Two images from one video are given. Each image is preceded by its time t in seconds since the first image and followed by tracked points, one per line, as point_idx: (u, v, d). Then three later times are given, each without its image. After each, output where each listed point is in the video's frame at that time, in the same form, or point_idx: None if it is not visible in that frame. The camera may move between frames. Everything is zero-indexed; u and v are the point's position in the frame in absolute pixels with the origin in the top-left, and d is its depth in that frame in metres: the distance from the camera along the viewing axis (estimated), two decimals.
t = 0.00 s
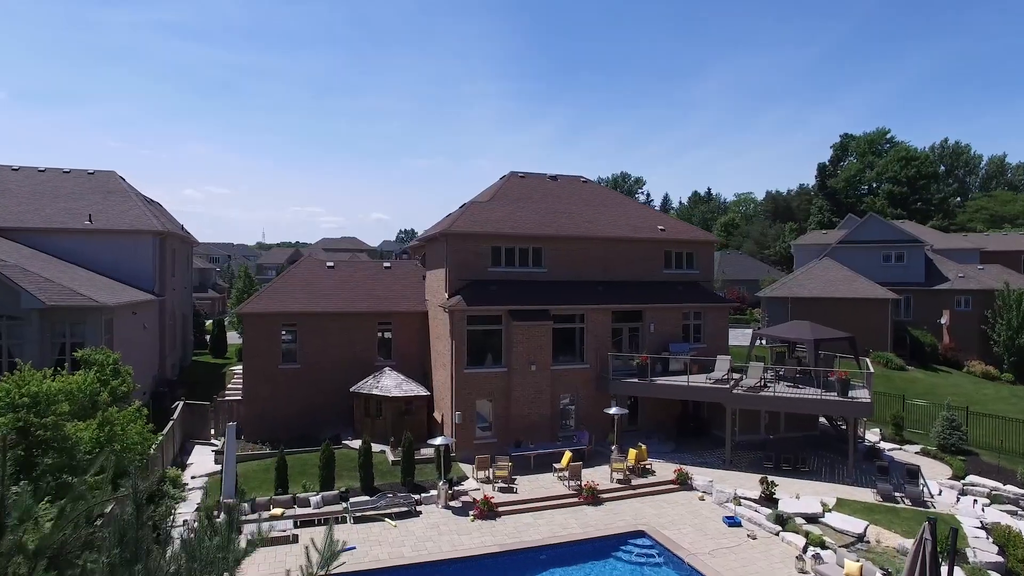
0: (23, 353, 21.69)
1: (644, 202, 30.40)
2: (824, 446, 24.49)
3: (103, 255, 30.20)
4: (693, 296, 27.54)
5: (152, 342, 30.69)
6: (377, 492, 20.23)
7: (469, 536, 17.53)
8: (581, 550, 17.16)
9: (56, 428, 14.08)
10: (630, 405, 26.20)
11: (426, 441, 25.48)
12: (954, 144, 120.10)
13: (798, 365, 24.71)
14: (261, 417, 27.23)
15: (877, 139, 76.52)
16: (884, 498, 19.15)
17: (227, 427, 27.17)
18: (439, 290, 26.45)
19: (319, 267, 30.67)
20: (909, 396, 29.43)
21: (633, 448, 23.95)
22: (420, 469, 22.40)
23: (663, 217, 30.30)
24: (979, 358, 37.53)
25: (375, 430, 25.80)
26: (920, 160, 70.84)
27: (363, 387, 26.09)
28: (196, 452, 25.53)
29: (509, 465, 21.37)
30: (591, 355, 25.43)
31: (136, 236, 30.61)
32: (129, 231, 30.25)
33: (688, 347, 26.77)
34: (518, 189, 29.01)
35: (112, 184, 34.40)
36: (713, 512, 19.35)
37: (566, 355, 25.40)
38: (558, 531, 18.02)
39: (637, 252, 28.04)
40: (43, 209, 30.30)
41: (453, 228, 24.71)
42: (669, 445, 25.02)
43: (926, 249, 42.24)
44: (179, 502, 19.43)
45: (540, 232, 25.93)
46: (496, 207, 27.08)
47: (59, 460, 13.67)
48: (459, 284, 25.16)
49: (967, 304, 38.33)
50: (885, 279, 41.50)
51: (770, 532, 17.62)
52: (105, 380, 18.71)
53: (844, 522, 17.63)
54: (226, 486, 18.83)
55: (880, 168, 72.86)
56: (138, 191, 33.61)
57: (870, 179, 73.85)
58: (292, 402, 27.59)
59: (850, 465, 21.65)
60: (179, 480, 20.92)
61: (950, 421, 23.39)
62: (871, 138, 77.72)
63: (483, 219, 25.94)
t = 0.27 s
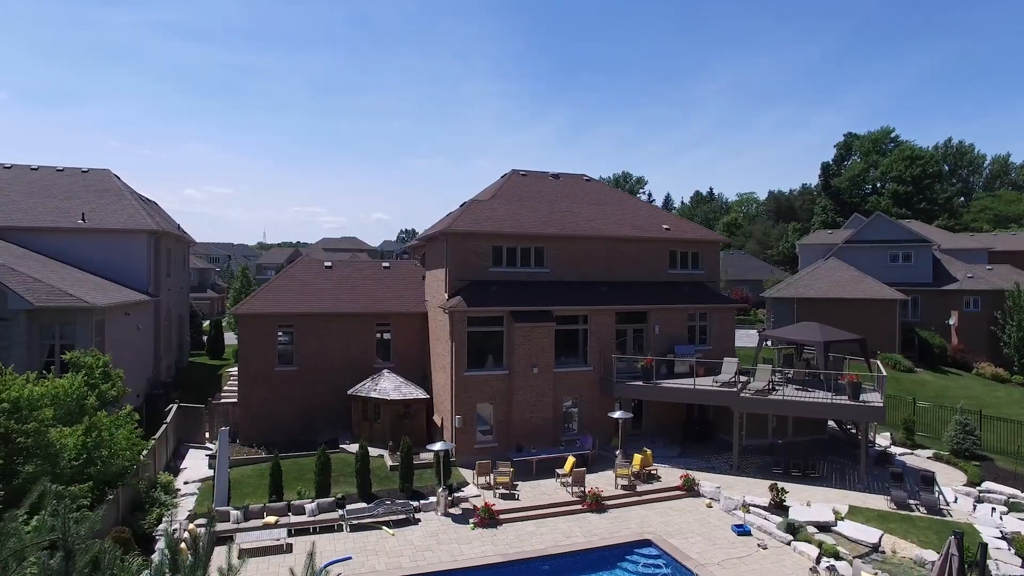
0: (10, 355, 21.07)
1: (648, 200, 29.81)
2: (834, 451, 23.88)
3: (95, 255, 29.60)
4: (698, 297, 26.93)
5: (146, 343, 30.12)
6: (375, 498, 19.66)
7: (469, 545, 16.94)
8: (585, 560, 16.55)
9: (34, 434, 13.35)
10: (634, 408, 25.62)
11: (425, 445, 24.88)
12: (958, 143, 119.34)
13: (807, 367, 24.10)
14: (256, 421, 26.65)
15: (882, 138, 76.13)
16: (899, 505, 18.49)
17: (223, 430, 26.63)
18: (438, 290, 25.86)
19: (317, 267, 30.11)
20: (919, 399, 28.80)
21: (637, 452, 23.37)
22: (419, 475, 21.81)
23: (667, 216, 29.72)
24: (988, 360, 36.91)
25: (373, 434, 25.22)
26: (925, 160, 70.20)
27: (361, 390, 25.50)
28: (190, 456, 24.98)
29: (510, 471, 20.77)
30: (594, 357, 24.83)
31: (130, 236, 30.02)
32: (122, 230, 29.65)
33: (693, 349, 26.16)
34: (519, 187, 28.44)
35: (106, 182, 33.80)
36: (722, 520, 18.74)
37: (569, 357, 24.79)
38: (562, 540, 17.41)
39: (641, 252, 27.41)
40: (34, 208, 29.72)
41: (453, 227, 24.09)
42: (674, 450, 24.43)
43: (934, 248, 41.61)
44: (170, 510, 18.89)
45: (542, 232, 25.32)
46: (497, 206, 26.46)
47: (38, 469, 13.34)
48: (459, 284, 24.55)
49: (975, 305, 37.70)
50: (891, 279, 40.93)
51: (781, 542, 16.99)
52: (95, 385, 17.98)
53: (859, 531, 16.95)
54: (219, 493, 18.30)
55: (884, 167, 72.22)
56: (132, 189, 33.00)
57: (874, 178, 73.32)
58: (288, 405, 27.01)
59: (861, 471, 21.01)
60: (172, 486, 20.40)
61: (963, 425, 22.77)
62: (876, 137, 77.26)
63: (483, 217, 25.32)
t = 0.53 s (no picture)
0: None
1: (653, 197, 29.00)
2: (846, 455, 23.06)
3: (84, 252, 28.82)
4: (706, 296, 26.11)
5: (138, 343, 29.33)
6: (371, 505, 18.84)
7: (469, 555, 16.12)
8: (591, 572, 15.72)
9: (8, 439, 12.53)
10: (640, 410, 24.79)
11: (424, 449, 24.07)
12: (962, 143, 118.31)
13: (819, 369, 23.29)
14: (250, 423, 25.85)
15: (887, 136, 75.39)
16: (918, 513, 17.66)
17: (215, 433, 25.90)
18: (437, 289, 25.05)
19: (312, 265, 29.33)
20: (933, 401, 27.94)
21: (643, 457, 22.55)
22: (417, 480, 21.00)
23: (673, 212, 28.92)
24: (1000, 361, 36.03)
25: (369, 437, 24.40)
26: (931, 158, 69.24)
27: (357, 392, 24.69)
28: (180, 460, 24.19)
29: (512, 477, 19.96)
30: (599, 358, 24.01)
31: (121, 232, 29.26)
32: (112, 227, 28.87)
33: (701, 350, 25.34)
34: (521, 183, 27.64)
35: (97, 177, 32.98)
36: (733, 529, 17.91)
37: (573, 357, 23.96)
38: (566, 550, 16.59)
39: (646, 250, 26.60)
40: (22, 204, 28.91)
41: (452, 223, 23.26)
42: (682, 454, 23.61)
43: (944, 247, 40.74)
44: (155, 517, 18.16)
45: (545, 228, 24.51)
46: (498, 202, 25.64)
47: (14, 477, 12.47)
48: (459, 282, 23.75)
49: (987, 305, 36.85)
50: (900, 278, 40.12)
51: (797, 553, 16.16)
52: (76, 386, 17.16)
53: (878, 541, 16.10)
54: (207, 499, 17.44)
55: (890, 166, 71.37)
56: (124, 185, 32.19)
57: (879, 176, 72.56)
58: (283, 407, 26.20)
59: (877, 477, 20.18)
60: (159, 492, 19.67)
61: (981, 428, 21.91)
62: (881, 135, 76.50)
63: (484, 213, 24.50)
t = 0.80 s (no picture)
0: None
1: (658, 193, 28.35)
2: (858, 458, 22.38)
3: (75, 249, 28.15)
4: (713, 294, 25.45)
5: (130, 342, 28.68)
6: (367, 510, 18.19)
7: (470, 563, 15.47)
8: None
9: None
10: (645, 412, 24.14)
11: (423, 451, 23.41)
12: (965, 141, 117.53)
13: (830, 369, 22.61)
14: (245, 424, 25.22)
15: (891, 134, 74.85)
16: (937, 519, 16.98)
17: (209, 434, 25.25)
18: (437, 286, 24.39)
19: (309, 262, 28.70)
20: (945, 402, 27.29)
21: (649, 460, 21.91)
22: (416, 483, 20.35)
23: (678, 209, 28.27)
24: (1010, 361, 35.44)
25: (367, 438, 23.75)
26: (936, 156, 68.37)
27: (355, 392, 24.04)
28: (173, 462, 23.56)
29: (514, 480, 19.32)
30: (603, 358, 23.36)
31: (114, 229, 28.62)
32: (104, 223, 28.20)
33: (707, 349, 24.68)
34: (522, 178, 26.97)
35: (89, 173, 32.29)
36: (744, 535, 17.24)
37: (576, 357, 23.31)
38: (571, 557, 15.93)
39: (651, 246, 25.93)
40: (11, 200, 28.21)
41: (453, 219, 22.61)
42: (688, 456, 22.97)
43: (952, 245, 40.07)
44: (144, 522, 17.54)
45: (548, 224, 23.82)
46: (499, 197, 24.97)
47: None
48: (459, 279, 23.08)
49: (996, 304, 36.39)
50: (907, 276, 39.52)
51: (812, 561, 15.47)
52: (61, 387, 16.46)
53: (896, 549, 15.41)
54: (197, 504, 16.78)
55: (895, 164, 70.69)
56: (116, 181, 31.49)
57: (883, 175, 72.02)
58: (278, 407, 25.56)
59: (892, 480, 19.52)
60: (149, 496, 19.07)
61: (997, 430, 21.28)
62: (885, 133, 75.94)
63: (485, 209, 23.85)
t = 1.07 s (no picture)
0: None
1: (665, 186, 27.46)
2: (874, 461, 21.47)
3: (63, 244, 27.30)
4: (722, 290, 24.54)
5: (120, 339, 27.81)
6: (362, 515, 17.29)
7: (470, 573, 14.57)
8: None
9: None
10: (652, 413, 23.24)
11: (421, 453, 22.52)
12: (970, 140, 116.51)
13: (845, 368, 21.71)
14: (237, 425, 24.33)
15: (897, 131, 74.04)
16: (964, 527, 16.06)
17: (199, 436, 24.36)
18: (436, 282, 23.51)
19: (305, 257, 27.82)
20: (963, 403, 26.37)
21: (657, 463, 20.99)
22: (413, 487, 19.46)
23: (686, 203, 27.40)
24: None
25: (363, 440, 22.87)
26: (944, 153, 67.24)
27: (351, 391, 23.17)
28: (161, 465, 22.67)
29: (516, 485, 18.42)
30: (608, 356, 22.45)
31: (104, 224, 27.84)
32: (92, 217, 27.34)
33: (717, 347, 23.78)
34: (525, 171, 26.09)
35: (78, 165, 31.41)
36: (759, 543, 16.33)
37: (580, 356, 22.40)
38: (577, 567, 15.03)
39: (658, 241, 25.02)
40: None
41: (452, 211, 21.72)
42: (697, 459, 22.08)
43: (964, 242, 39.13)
44: (127, 528, 16.65)
45: (551, 217, 22.92)
46: (500, 190, 24.08)
47: None
48: (459, 275, 22.19)
49: (1010, 302, 35.54)
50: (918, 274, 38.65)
51: (833, 572, 14.55)
52: (36, 386, 15.57)
53: (922, 558, 14.52)
54: (182, 510, 15.89)
55: (901, 161, 69.82)
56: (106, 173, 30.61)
57: (888, 172, 71.68)
58: (271, 407, 24.66)
59: (912, 485, 18.61)
60: (133, 501, 18.15)
61: (1018, 430, 20.31)
62: (891, 131, 75.06)
63: (486, 201, 22.97)
